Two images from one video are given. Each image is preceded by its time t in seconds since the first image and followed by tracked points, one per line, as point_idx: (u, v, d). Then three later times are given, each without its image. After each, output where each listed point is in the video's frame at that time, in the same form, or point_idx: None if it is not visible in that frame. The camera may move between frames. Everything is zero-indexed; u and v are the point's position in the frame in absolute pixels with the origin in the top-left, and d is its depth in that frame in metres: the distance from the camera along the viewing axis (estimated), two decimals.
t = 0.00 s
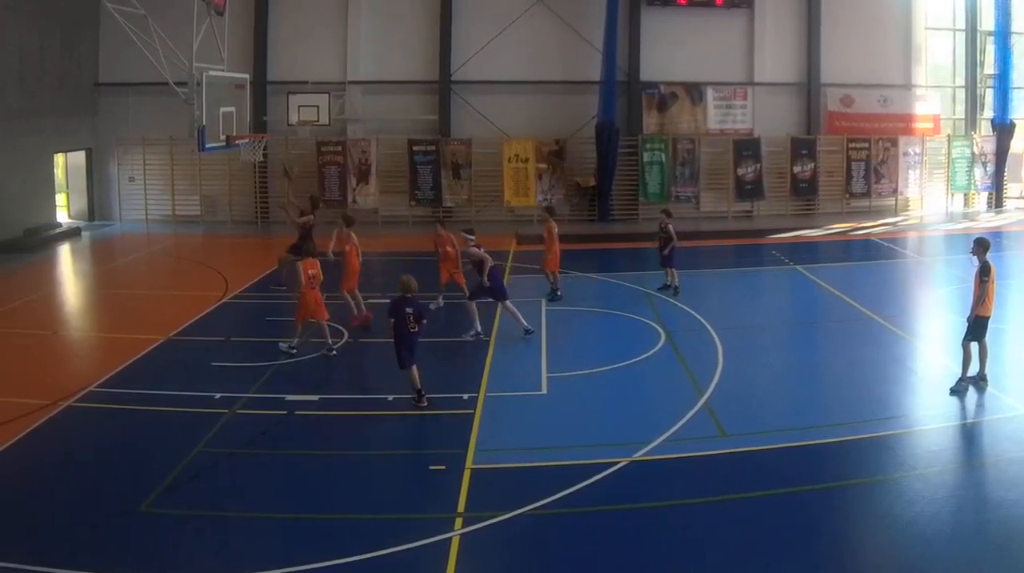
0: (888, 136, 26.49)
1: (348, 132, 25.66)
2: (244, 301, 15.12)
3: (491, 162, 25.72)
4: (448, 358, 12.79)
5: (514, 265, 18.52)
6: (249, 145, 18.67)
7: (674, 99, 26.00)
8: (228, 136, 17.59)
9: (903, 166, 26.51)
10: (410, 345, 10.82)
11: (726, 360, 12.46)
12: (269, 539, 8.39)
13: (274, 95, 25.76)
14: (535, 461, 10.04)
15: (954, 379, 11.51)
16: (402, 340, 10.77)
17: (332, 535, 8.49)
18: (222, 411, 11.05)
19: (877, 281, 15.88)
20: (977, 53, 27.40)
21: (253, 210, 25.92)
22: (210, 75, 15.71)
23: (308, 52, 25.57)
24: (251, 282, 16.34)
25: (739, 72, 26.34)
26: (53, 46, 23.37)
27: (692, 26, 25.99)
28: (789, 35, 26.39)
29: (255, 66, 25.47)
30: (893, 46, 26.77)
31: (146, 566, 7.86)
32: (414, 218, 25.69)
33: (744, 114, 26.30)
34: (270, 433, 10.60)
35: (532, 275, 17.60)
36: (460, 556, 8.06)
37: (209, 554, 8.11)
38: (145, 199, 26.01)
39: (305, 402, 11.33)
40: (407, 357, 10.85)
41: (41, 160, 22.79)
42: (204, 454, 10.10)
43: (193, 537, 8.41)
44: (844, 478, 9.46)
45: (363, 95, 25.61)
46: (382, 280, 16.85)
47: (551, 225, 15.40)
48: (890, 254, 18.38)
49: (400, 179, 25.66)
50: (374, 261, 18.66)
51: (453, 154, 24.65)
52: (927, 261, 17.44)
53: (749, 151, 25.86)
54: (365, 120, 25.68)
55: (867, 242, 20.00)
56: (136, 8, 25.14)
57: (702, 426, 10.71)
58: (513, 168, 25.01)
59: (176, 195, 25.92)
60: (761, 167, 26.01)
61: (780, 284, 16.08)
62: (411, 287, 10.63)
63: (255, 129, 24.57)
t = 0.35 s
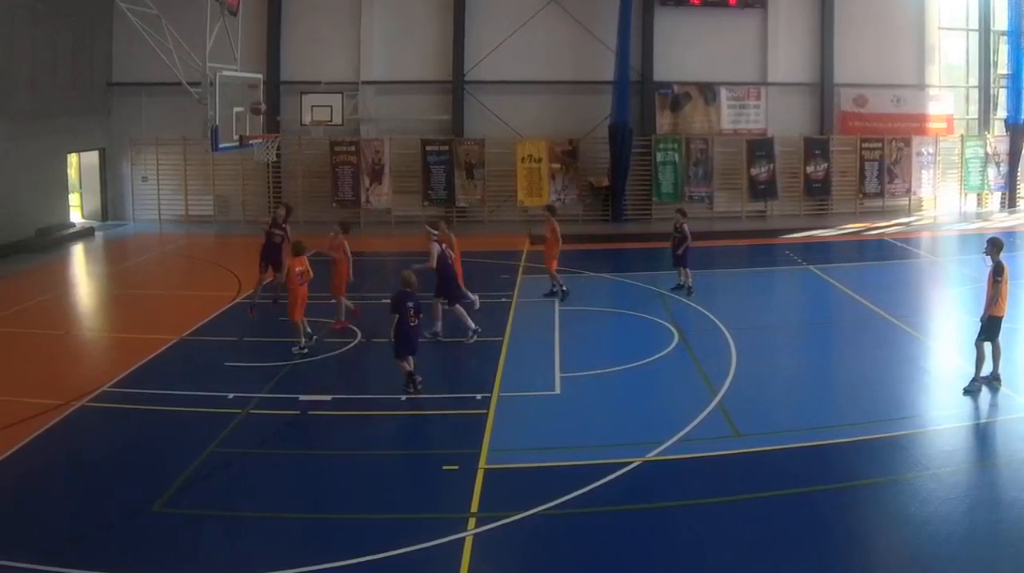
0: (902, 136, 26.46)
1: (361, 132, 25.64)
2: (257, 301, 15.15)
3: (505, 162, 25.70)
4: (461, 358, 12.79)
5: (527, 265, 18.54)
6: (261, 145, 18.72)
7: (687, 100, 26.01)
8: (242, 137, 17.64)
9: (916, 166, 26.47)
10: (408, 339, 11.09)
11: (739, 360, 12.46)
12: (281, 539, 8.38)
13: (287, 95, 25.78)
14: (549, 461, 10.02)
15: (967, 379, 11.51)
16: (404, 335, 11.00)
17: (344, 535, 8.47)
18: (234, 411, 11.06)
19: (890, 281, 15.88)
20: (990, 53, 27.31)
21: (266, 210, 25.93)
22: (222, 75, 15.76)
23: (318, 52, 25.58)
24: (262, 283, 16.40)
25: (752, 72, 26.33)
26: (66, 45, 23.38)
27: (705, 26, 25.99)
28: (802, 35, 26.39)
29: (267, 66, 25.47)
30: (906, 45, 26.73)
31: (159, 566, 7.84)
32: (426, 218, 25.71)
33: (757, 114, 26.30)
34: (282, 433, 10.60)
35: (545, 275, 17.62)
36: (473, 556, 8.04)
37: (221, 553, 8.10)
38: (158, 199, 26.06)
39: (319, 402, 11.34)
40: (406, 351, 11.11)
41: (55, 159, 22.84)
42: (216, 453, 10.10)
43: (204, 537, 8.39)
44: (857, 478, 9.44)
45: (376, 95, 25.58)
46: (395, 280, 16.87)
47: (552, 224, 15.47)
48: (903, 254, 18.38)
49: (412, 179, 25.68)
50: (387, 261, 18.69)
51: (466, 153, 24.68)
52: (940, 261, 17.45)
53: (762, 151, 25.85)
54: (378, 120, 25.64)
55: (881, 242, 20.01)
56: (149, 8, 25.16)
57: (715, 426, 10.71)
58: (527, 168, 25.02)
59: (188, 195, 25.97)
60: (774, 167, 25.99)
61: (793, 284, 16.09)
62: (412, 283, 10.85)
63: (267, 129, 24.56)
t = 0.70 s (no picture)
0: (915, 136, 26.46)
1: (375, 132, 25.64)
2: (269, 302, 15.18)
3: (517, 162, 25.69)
4: (475, 358, 12.80)
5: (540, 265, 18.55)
6: (274, 145, 18.76)
7: (701, 100, 26.03)
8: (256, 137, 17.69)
9: (929, 166, 26.48)
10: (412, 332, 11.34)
11: (752, 360, 12.46)
12: (294, 539, 8.36)
13: (300, 95, 25.78)
14: (563, 461, 10.01)
15: (980, 379, 11.50)
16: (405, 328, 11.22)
17: (357, 535, 8.45)
18: (247, 411, 11.07)
19: (904, 281, 15.88)
20: (1004, 53, 27.26)
21: (279, 210, 25.92)
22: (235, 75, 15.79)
23: (329, 53, 25.60)
24: (275, 282, 16.42)
25: (765, 72, 26.33)
26: (80, 45, 23.38)
27: (718, 27, 26.00)
28: (815, 36, 26.39)
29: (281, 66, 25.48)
30: (920, 45, 26.70)
31: (173, 566, 7.83)
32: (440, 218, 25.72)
33: (770, 114, 26.29)
34: (295, 432, 10.60)
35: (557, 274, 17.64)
36: (486, 556, 8.03)
37: (234, 553, 8.09)
38: (171, 200, 26.07)
39: (332, 402, 11.35)
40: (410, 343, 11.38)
41: (70, 159, 22.91)
42: (229, 453, 10.10)
43: (217, 537, 8.39)
44: (870, 478, 9.43)
45: (389, 95, 25.57)
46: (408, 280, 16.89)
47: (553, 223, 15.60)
48: (916, 254, 18.39)
49: (424, 179, 25.69)
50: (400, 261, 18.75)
51: (480, 153, 24.71)
52: (954, 261, 17.44)
53: (775, 151, 25.84)
54: (392, 120, 25.64)
55: (894, 242, 20.02)
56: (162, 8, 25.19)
57: (729, 426, 10.71)
58: (541, 168, 25.01)
59: (202, 195, 25.95)
60: (787, 167, 26.00)
61: (806, 284, 16.09)
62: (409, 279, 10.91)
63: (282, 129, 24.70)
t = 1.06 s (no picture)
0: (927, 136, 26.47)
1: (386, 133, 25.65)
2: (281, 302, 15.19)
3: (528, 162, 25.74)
4: (487, 358, 12.81)
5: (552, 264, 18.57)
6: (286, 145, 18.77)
7: (712, 99, 26.04)
8: (268, 137, 17.70)
9: (941, 166, 26.48)
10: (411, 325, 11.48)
11: (764, 360, 12.46)
12: (306, 539, 8.36)
13: (313, 95, 25.77)
14: (575, 461, 10.00)
15: (993, 379, 11.50)
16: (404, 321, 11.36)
17: (369, 535, 8.45)
18: (259, 411, 11.07)
19: (916, 281, 15.87)
20: (1017, 53, 27.25)
21: (291, 210, 25.93)
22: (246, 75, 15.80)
23: (338, 52, 25.60)
24: (286, 281, 16.40)
25: (777, 72, 26.32)
26: (92, 45, 23.36)
27: (729, 27, 26.00)
28: (827, 36, 26.39)
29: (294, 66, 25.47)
30: (933, 45, 26.69)
31: (185, 566, 7.82)
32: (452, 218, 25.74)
33: (782, 114, 26.29)
34: (307, 432, 10.60)
35: (568, 274, 17.66)
36: (498, 556, 8.02)
37: (246, 553, 8.08)
38: (184, 200, 26.07)
39: (344, 402, 11.35)
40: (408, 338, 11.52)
41: (82, 159, 22.90)
42: (240, 452, 10.10)
43: (228, 537, 8.38)
44: (883, 478, 9.42)
45: (401, 95, 25.60)
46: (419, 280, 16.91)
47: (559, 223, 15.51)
48: (928, 254, 18.40)
49: (436, 178, 25.71)
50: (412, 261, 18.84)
51: (492, 153, 24.73)
52: (966, 261, 17.44)
53: (787, 151, 25.85)
54: (403, 120, 25.65)
55: (906, 242, 20.03)
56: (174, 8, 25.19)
57: (741, 426, 10.71)
58: (552, 168, 25.06)
59: (214, 195, 25.98)
60: (799, 167, 26.00)
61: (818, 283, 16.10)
62: (412, 273, 11.17)
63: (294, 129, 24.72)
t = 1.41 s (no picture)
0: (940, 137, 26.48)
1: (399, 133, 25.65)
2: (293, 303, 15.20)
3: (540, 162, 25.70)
4: (501, 358, 12.81)
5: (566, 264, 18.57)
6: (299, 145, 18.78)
7: (726, 99, 26.05)
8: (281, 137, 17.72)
9: (955, 166, 26.49)
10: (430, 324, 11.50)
11: (777, 360, 12.47)
12: (320, 539, 8.35)
13: (326, 95, 25.76)
14: (589, 461, 10.00)
15: (1006, 379, 11.49)
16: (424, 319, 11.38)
17: (382, 535, 8.44)
18: (272, 411, 11.07)
19: (930, 281, 15.87)
20: None
21: (305, 210, 25.93)
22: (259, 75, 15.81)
23: (349, 52, 25.62)
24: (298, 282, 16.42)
25: (791, 72, 26.31)
26: (105, 44, 23.36)
27: (743, 27, 26.00)
28: (841, 36, 26.39)
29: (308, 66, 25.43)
30: (947, 45, 26.67)
31: (199, 566, 7.82)
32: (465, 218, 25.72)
33: (796, 114, 26.28)
34: (320, 432, 10.60)
35: (581, 274, 17.68)
36: (511, 556, 8.02)
37: (260, 553, 8.08)
38: (197, 200, 26.10)
39: (358, 403, 11.35)
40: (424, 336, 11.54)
41: (95, 159, 22.89)
42: (253, 452, 10.10)
43: (242, 537, 8.38)
44: (896, 478, 9.42)
45: (414, 95, 25.62)
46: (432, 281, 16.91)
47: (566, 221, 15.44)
48: (941, 254, 18.39)
49: (450, 178, 25.71)
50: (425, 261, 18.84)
51: (505, 154, 24.71)
52: (980, 261, 17.44)
53: (801, 151, 25.84)
54: (417, 120, 25.67)
55: (919, 242, 20.03)
56: (187, 8, 25.20)
57: (755, 426, 10.71)
58: (566, 168, 25.04)
59: (227, 195, 26.00)
60: (813, 167, 25.97)
61: (831, 283, 16.11)
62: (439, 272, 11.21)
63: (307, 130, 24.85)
